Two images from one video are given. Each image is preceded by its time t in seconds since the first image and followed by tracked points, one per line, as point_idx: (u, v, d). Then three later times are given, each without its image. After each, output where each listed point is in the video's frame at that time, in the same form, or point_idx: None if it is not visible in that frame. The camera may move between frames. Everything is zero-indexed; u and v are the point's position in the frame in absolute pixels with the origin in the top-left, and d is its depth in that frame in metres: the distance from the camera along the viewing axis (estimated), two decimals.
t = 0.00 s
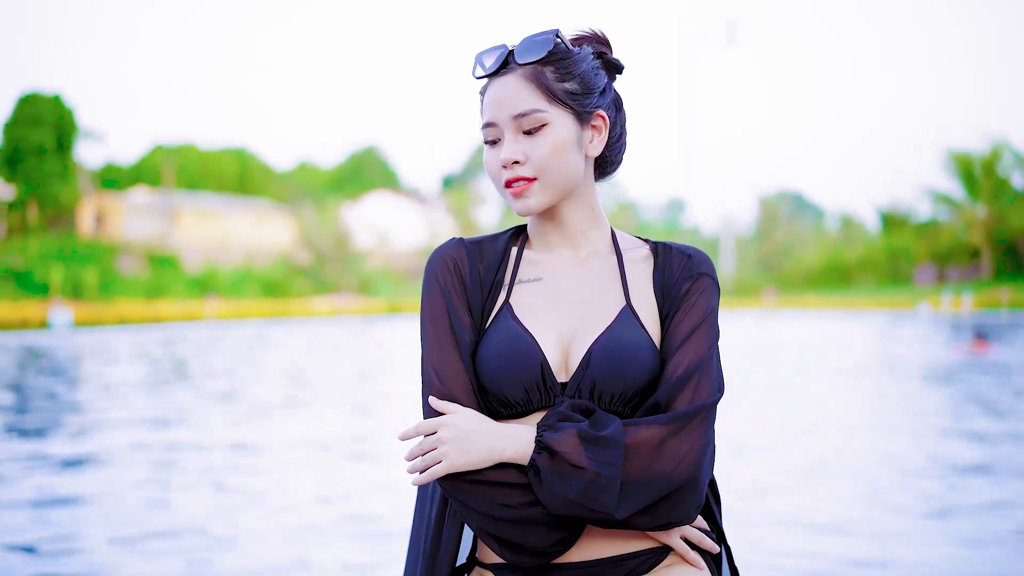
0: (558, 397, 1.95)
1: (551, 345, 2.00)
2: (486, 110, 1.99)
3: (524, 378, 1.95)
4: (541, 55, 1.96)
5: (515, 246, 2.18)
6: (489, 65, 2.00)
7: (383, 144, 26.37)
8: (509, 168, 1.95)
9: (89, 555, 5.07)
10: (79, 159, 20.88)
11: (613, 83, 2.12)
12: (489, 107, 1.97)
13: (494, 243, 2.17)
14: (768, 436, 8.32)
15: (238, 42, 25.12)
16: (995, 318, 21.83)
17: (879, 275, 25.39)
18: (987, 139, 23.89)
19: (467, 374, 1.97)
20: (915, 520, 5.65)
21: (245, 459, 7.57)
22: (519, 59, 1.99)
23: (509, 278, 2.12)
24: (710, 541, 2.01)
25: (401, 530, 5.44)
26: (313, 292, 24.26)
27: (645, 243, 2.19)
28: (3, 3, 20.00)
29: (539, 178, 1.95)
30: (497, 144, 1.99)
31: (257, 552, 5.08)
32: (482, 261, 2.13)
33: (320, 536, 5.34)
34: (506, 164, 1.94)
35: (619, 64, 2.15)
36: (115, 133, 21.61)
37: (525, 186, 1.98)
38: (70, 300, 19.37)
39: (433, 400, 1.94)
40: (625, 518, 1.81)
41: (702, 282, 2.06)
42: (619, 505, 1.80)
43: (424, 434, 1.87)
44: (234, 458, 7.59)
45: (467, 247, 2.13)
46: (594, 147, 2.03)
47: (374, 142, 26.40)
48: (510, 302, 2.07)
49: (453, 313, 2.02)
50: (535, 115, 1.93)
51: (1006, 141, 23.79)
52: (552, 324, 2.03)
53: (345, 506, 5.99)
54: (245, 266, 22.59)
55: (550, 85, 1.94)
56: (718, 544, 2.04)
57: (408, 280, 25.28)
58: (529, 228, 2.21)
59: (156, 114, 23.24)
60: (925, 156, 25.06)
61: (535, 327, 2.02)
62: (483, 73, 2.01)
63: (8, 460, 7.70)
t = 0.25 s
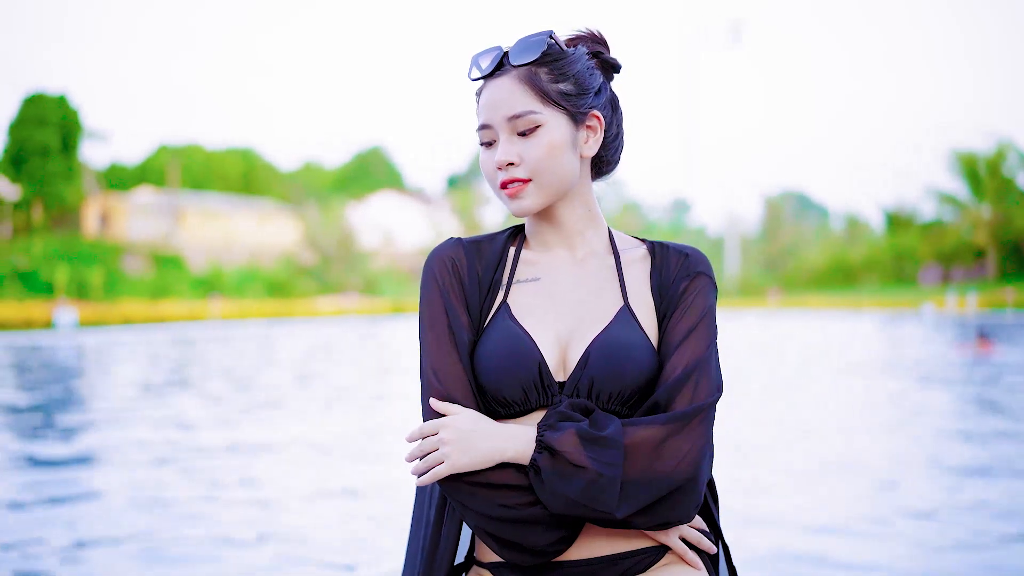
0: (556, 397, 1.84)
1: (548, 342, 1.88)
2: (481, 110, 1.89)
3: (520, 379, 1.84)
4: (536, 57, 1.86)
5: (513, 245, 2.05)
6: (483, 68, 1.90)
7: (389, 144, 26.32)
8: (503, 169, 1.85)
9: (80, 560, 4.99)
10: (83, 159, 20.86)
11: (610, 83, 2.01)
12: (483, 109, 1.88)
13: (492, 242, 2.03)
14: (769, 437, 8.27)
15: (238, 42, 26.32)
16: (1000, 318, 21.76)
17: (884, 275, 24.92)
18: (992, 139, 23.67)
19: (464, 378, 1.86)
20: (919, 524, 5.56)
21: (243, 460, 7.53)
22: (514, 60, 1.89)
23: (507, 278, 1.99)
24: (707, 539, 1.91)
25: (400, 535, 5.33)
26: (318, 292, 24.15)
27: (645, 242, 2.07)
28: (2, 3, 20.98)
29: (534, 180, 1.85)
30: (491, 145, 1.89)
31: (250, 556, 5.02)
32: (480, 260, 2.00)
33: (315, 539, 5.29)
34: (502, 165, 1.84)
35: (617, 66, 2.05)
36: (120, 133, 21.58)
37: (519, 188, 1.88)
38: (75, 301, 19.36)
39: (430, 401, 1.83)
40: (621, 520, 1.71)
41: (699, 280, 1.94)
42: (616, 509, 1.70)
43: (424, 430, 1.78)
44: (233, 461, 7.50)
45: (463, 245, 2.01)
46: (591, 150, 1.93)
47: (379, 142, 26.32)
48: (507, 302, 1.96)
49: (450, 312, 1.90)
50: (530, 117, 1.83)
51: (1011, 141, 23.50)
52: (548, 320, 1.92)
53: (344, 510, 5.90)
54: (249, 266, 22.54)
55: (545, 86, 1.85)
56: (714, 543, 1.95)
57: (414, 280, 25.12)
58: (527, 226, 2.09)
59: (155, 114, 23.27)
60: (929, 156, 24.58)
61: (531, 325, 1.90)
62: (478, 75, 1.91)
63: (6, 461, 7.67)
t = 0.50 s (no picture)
0: (554, 397, 1.85)
1: (546, 343, 1.90)
2: (477, 112, 1.89)
3: (519, 379, 1.85)
4: (533, 59, 1.86)
5: (512, 246, 2.06)
6: (480, 71, 1.90)
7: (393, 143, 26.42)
8: (501, 171, 1.85)
9: (85, 561, 4.99)
10: (89, 160, 20.93)
11: (607, 84, 2.01)
12: (480, 111, 1.88)
13: (491, 243, 2.04)
14: (771, 438, 8.27)
15: (238, 42, 25.70)
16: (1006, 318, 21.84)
17: (889, 275, 25.05)
18: (997, 138, 23.78)
19: (463, 379, 1.87)
20: (921, 524, 5.56)
21: (246, 460, 7.56)
22: (511, 63, 1.88)
23: (506, 278, 2.00)
24: (705, 540, 1.92)
25: (403, 536, 5.34)
26: (324, 292, 24.19)
27: (644, 243, 2.08)
28: (2, 4, 20.57)
29: (531, 182, 1.86)
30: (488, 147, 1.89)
31: (253, 556, 5.02)
32: (479, 260, 2.01)
33: (317, 539, 5.29)
34: (499, 167, 1.84)
35: (615, 67, 2.04)
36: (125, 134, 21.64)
37: (517, 191, 1.88)
38: (81, 301, 19.49)
39: (429, 401, 1.84)
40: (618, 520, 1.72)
41: (697, 281, 1.96)
42: (614, 509, 1.71)
43: (424, 430, 1.80)
44: (238, 461, 7.52)
45: (463, 245, 2.02)
46: (588, 152, 1.93)
47: (385, 142, 26.44)
48: (505, 303, 1.97)
49: (449, 312, 1.92)
50: (526, 120, 1.84)
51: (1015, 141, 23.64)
52: (546, 320, 1.93)
53: (346, 510, 5.90)
54: (255, 266, 22.60)
55: (542, 88, 1.85)
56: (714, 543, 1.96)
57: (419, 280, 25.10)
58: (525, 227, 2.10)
59: (156, 113, 23.14)
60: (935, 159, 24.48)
61: (530, 326, 1.92)
62: (476, 77, 1.91)
63: (12, 461, 7.71)
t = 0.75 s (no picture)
0: (551, 398, 1.85)
1: (543, 342, 1.91)
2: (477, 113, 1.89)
3: (515, 380, 1.86)
4: (533, 61, 1.86)
5: (510, 247, 2.07)
6: (480, 72, 1.90)
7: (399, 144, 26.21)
8: (499, 172, 1.85)
9: (80, 563, 4.99)
10: (95, 160, 21.01)
11: (606, 87, 2.02)
12: (480, 112, 1.88)
13: (490, 243, 2.05)
14: (770, 438, 8.26)
15: (238, 42, 25.65)
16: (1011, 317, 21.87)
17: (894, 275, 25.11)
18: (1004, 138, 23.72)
19: (460, 379, 1.87)
20: (921, 524, 5.56)
21: (248, 460, 7.56)
22: (511, 65, 1.88)
23: (503, 280, 2.01)
24: (702, 540, 1.92)
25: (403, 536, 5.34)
26: (329, 292, 24.23)
27: (640, 244, 2.09)
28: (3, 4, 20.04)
29: (529, 184, 1.86)
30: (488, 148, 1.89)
31: (248, 557, 5.03)
32: (477, 260, 2.02)
33: (313, 540, 5.30)
34: (498, 169, 1.85)
35: (614, 70, 2.05)
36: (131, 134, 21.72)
37: (515, 192, 1.88)
38: (86, 301, 19.55)
39: (427, 401, 1.84)
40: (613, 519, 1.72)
41: (692, 282, 1.97)
42: (609, 509, 1.71)
43: (422, 430, 1.80)
44: (241, 461, 7.54)
45: (461, 246, 2.03)
46: (586, 154, 1.94)
47: (390, 142, 26.21)
48: (503, 304, 1.98)
49: (448, 313, 1.92)
50: (525, 121, 1.84)
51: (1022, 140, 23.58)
52: (543, 321, 1.94)
53: (348, 510, 5.91)
54: (261, 266, 22.66)
55: (541, 90, 1.85)
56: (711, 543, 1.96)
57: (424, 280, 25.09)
58: (523, 228, 2.11)
59: (156, 113, 23.09)
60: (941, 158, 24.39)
61: (527, 326, 1.93)
62: (475, 79, 1.91)
63: (15, 461, 7.74)
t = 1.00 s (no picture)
0: (546, 398, 1.90)
1: (538, 343, 1.95)
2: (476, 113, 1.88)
3: (509, 380, 1.90)
4: (533, 62, 1.87)
5: (506, 248, 2.12)
6: (481, 71, 1.90)
7: (402, 143, 26.43)
8: (498, 173, 1.85)
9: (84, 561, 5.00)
10: (100, 160, 21.11)
11: (605, 89, 2.02)
12: (479, 111, 1.88)
13: (486, 243, 2.09)
14: (770, 438, 8.25)
15: (237, 42, 24.41)
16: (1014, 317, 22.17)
17: (898, 274, 25.44)
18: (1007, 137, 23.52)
19: (456, 378, 1.90)
20: (919, 523, 5.57)
21: (249, 460, 7.57)
22: (511, 65, 1.88)
23: (499, 279, 2.06)
24: (698, 540, 1.95)
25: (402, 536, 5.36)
26: (332, 292, 24.47)
27: (634, 244, 2.15)
28: (1, 2, 19.03)
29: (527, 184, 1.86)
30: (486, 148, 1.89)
31: (250, 555, 5.05)
32: (473, 260, 2.06)
33: (314, 539, 5.32)
34: (496, 169, 1.84)
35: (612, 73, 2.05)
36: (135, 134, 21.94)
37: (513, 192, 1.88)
38: (90, 301, 19.69)
39: (421, 401, 1.87)
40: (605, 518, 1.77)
41: (686, 283, 2.02)
42: (602, 509, 1.76)
43: (419, 431, 1.82)
44: (243, 461, 7.55)
45: (457, 246, 2.06)
46: (584, 157, 1.95)
47: (395, 142, 26.43)
48: (498, 304, 2.02)
49: (444, 315, 1.95)
50: (524, 122, 1.84)
51: None
52: (538, 323, 1.99)
53: (348, 510, 5.93)
54: (265, 266, 22.86)
55: (540, 92, 1.85)
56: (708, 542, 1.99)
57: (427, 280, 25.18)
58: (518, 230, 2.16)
59: (157, 114, 22.68)
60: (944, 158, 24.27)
61: (522, 327, 1.97)
62: (476, 77, 1.90)
63: (22, 461, 7.74)
